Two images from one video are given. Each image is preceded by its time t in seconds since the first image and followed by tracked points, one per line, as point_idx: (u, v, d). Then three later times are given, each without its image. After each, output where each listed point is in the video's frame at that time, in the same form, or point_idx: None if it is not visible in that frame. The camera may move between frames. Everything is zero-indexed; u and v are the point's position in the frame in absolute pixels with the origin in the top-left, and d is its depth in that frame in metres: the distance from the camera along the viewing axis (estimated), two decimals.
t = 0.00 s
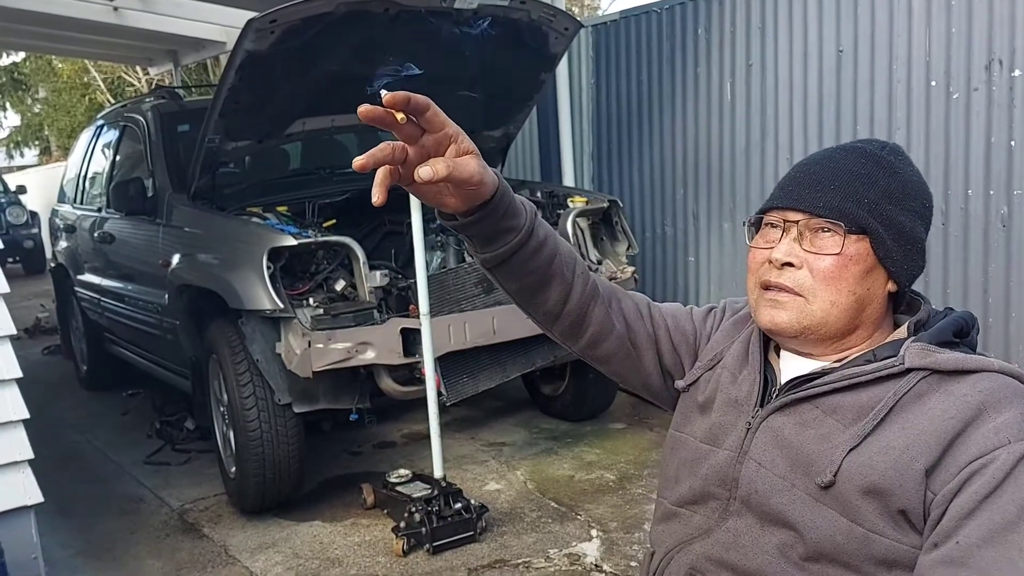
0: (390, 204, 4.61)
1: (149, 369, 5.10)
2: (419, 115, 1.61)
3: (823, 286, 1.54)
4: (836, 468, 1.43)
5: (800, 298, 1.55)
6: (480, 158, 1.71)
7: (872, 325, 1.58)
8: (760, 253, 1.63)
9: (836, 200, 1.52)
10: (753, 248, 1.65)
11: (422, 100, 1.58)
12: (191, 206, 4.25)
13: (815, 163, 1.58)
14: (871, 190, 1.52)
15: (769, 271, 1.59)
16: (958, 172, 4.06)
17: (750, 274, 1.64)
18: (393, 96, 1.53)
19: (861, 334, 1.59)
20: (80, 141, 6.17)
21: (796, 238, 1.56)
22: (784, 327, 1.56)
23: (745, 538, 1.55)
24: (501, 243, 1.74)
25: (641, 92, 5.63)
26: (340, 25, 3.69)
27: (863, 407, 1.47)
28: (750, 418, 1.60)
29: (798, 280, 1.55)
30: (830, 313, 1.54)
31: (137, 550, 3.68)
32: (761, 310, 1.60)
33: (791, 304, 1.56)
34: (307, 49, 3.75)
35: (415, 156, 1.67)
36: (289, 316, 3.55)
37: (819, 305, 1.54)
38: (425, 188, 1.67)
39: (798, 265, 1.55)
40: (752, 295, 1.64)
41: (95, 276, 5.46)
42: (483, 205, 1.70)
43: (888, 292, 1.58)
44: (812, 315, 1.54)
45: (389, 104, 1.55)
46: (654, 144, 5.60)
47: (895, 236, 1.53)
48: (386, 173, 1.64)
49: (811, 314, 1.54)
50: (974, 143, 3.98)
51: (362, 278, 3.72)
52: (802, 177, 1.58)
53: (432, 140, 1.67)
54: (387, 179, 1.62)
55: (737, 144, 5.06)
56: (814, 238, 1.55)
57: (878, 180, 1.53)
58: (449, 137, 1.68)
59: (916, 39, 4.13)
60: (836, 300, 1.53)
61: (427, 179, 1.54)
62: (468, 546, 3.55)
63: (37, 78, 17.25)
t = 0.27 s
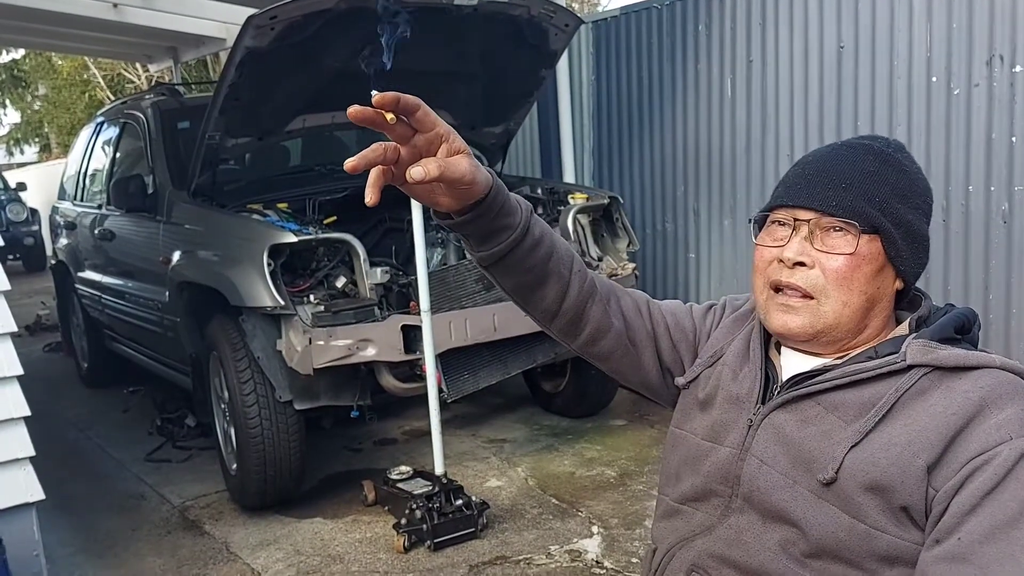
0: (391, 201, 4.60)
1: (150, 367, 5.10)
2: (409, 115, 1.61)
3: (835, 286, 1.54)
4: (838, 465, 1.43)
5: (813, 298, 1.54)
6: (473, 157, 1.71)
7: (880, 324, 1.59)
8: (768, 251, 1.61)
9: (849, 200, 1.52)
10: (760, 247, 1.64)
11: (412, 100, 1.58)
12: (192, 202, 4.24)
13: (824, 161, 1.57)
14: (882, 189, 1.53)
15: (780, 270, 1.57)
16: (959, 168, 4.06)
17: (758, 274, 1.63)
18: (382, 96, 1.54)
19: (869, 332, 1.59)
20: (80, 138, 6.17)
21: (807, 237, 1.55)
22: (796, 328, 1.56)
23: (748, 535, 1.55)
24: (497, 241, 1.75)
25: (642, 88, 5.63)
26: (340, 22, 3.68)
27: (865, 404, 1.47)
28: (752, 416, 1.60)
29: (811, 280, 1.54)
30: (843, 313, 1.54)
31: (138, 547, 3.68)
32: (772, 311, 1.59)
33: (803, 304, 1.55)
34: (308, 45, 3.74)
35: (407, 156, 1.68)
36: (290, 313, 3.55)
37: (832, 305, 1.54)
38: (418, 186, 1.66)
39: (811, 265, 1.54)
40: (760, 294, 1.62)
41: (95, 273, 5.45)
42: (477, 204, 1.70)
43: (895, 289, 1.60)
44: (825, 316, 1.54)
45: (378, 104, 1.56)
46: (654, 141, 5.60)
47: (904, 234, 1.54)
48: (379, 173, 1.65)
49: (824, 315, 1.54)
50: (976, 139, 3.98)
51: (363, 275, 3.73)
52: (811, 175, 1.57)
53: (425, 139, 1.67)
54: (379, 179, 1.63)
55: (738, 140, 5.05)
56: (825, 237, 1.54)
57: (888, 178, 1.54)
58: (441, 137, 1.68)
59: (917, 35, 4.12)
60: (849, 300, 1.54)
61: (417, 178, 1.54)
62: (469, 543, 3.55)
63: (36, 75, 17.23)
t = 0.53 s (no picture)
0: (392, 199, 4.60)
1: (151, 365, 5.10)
2: (398, 117, 1.61)
3: (841, 283, 1.53)
4: (841, 462, 1.43)
5: (819, 295, 1.54)
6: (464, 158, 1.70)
7: (885, 322, 1.59)
8: (773, 247, 1.60)
9: (857, 196, 1.52)
10: (765, 243, 1.63)
11: (399, 103, 1.58)
12: (192, 201, 4.24)
13: (831, 158, 1.57)
14: (890, 187, 1.53)
15: (786, 267, 1.57)
16: (960, 165, 4.05)
17: (763, 270, 1.62)
18: (369, 99, 1.55)
19: (873, 330, 1.59)
20: (80, 136, 6.16)
21: (813, 234, 1.55)
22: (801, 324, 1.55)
23: (752, 532, 1.55)
24: (492, 241, 1.75)
25: (642, 85, 5.62)
26: (339, 20, 3.67)
27: (868, 401, 1.47)
28: (755, 413, 1.60)
29: (818, 277, 1.54)
30: (849, 311, 1.54)
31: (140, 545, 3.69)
32: (777, 307, 1.58)
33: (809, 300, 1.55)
34: (308, 43, 3.74)
35: (399, 157, 1.68)
36: (290, 311, 3.55)
37: (838, 303, 1.53)
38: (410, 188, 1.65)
39: (818, 262, 1.53)
40: (765, 291, 1.61)
41: (95, 272, 5.45)
42: (470, 205, 1.70)
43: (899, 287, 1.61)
44: (831, 313, 1.54)
45: (365, 108, 1.55)
46: (655, 138, 5.60)
47: (909, 232, 1.54)
48: (371, 176, 1.66)
49: (830, 312, 1.54)
50: (977, 136, 3.97)
51: (364, 272, 3.72)
52: (818, 172, 1.57)
53: (414, 142, 1.66)
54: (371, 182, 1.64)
55: (738, 137, 5.05)
56: (832, 234, 1.54)
57: (895, 176, 1.54)
58: (431, 138, 1.67)
59: (918, 32, 4.12)
60: (855, 298, 1.53)
61: (407, 182, 1.54)
62: (471, 540, 3.55)
63: (36, 73, 17.21)
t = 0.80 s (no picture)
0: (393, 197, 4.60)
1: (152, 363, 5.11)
2: (392, 118, 1.61)
3: (846, 279, 1.54)
4: (845, 459, 1.43)
5: (824, 291, 1.54)
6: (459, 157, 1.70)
7: (889, 319, 1.60)
8: (777, 244, 1.61)
9: (862, 193, 1.52)
10: (768, 241, 1.63)
11: (393, 104, 1.58)
12: (193, 199, 4.24)
13: (834, 155, 1.57)
14: (894, 183, 1.53)
15: (790, 264, 1.57)
16: (961, 162, 4.06)
17: (767, 267, 1.62)
18: (363, 100, 1.54)
19: (876, 327, 1.59)
20: (81, 135, 6.16)
21: (818, 231, 1.55)
22: (805, 320, 1.55)
23: (755, 529, 1.55)
24: (490, 241, 1.75)
25: (642, 83, 5.62)
26: (340, 18, 3.67)
27: (871, 398, 1.47)
28: (758, 411, 1.60)
29: (822, 274, 1.54)
30: (854, 307, 1.54)
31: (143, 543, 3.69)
32: (781, 304, 1.58)
33: (813, 297, 1.55)
34: (308, 41, 3.74)
35: (394, 158, 1.68)
36: (292, 309, 3.56)
37: (843, 298, 1.53)
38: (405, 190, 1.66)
39: (822, 258, 1.54)
40: (768, 288, 1.62)
41: (96, 271, 5.45)
42: (467, 205, 1.70)
43: (903, 284, 1.61)
44: (836, 309, 1.54)
45: (359, 109, 1.56)
46: (655, 135, 5.60)
47: (913, 229, 1.55)
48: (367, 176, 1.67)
49: (834, 308, 1.54)
50: (977, 133, 3.97)
51: (365, 271, 3.73)
52: (822, 169, 1.57)
53: (409, 143, 1.67)
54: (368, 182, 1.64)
55: (738, 134, 5.05)
56: (837, 231, 1.54)
57: (899, 173, 1.54)
58: (426, 140, 1.67)
59: (918, 28, 4.12)
60: (860, 294, 1.54)
61: (402, 183, 1.54)
62: (473, 538, 3.55)
63: (36, 71, 17.21)
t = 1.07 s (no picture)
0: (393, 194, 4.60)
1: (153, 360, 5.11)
2: (394, 113, 1.63)
3: (854, 276, 1.54)
4: (845, 454, 1.44)
5: (831, 289, 1.55)
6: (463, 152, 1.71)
7: (893, 314, 1.61)
8: (782, 241, 1.61)
9: (870, 190, 1.52)
10: (773, 237, 1.63)
11: (396, 99, 1.60)
12: (194, 196, 4.24)
13: (841, 151, 1.56)
14: (900, 180, 1.54)
15: (798, 260, 1.57)
16: (961, 158, 4.06)
17: (772, 264, 1.62)
18: (366, 95, 1.57)
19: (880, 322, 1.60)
20: (81, 132, 6.16)
21: (825, 228, 1.55)
22: (813, 317, 1.56)
23: (756, 524, 1.55)
24: (492, 236, 1.76)
25: (642, 79, 5.62)
26: (339, 15, 3.67)
27: (872, 393, 1.48)
28: (759, 406, 1.60)
29: (831, 271, 1.54)
30: (862, 304, 1.55)
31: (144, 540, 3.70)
32: (788, 300, 1.58)
33: (820, 294, 1.56)
34: (308, 38, 3.74)
35: (397, 153, 1.69)
36: (293, 306, 3.56)
37: (851, 295, 1.54)
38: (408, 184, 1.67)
39: (831, 256, 1.54)
40: (774, 284, 1.61)
41: (97, 268, 5.46)
42: (469, 200, 1.70)
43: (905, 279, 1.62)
44: (844, 306, 1.54)
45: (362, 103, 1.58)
46: (655, 132, 5.60)
47: (917, 225, 1.56)
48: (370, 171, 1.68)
49: (842, 305, 1.54)
50: (978, 129, 3.97)
51: (366, 268, 3.73)
52: (828, 164, 1.57)
53: (411, 138, 1.68)
54: (371, 177, 1.66)
55: (738, 130, 5.05)
56: (844, 228, 1.55)
57: (904, 170, 1.55)
58: (428, 135, 1.68)
59: (918, 24, 4.12)
60: (868, 291, 1.54)
61: (406, 179, 1.56)
62: (474, 534, 3.56)
63: (36, 69, 17.20)
